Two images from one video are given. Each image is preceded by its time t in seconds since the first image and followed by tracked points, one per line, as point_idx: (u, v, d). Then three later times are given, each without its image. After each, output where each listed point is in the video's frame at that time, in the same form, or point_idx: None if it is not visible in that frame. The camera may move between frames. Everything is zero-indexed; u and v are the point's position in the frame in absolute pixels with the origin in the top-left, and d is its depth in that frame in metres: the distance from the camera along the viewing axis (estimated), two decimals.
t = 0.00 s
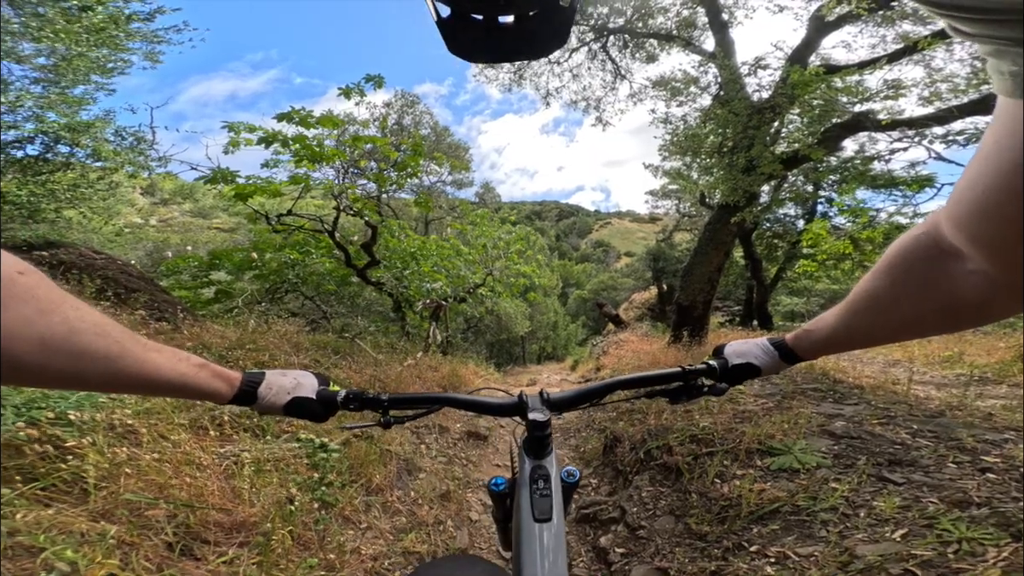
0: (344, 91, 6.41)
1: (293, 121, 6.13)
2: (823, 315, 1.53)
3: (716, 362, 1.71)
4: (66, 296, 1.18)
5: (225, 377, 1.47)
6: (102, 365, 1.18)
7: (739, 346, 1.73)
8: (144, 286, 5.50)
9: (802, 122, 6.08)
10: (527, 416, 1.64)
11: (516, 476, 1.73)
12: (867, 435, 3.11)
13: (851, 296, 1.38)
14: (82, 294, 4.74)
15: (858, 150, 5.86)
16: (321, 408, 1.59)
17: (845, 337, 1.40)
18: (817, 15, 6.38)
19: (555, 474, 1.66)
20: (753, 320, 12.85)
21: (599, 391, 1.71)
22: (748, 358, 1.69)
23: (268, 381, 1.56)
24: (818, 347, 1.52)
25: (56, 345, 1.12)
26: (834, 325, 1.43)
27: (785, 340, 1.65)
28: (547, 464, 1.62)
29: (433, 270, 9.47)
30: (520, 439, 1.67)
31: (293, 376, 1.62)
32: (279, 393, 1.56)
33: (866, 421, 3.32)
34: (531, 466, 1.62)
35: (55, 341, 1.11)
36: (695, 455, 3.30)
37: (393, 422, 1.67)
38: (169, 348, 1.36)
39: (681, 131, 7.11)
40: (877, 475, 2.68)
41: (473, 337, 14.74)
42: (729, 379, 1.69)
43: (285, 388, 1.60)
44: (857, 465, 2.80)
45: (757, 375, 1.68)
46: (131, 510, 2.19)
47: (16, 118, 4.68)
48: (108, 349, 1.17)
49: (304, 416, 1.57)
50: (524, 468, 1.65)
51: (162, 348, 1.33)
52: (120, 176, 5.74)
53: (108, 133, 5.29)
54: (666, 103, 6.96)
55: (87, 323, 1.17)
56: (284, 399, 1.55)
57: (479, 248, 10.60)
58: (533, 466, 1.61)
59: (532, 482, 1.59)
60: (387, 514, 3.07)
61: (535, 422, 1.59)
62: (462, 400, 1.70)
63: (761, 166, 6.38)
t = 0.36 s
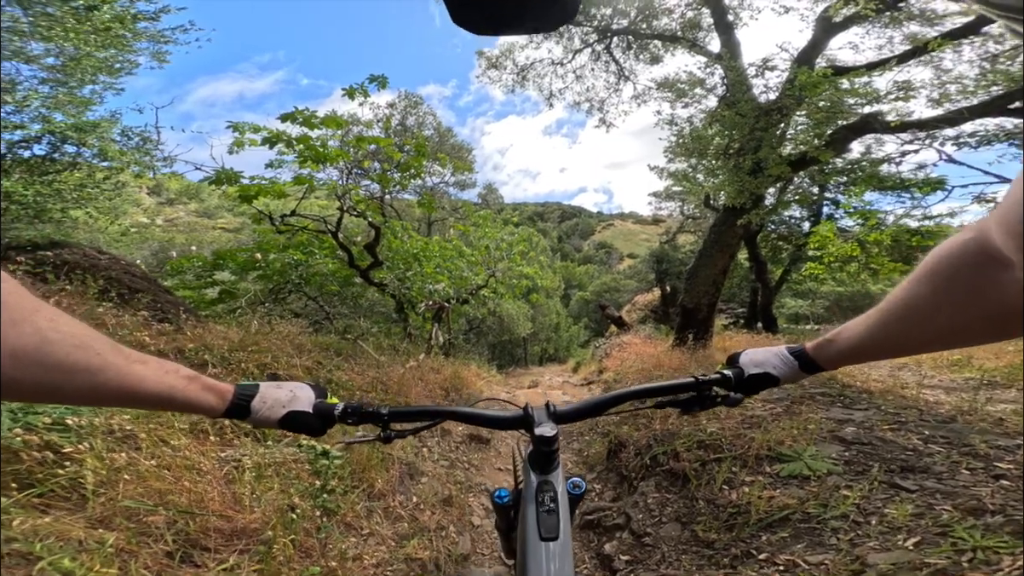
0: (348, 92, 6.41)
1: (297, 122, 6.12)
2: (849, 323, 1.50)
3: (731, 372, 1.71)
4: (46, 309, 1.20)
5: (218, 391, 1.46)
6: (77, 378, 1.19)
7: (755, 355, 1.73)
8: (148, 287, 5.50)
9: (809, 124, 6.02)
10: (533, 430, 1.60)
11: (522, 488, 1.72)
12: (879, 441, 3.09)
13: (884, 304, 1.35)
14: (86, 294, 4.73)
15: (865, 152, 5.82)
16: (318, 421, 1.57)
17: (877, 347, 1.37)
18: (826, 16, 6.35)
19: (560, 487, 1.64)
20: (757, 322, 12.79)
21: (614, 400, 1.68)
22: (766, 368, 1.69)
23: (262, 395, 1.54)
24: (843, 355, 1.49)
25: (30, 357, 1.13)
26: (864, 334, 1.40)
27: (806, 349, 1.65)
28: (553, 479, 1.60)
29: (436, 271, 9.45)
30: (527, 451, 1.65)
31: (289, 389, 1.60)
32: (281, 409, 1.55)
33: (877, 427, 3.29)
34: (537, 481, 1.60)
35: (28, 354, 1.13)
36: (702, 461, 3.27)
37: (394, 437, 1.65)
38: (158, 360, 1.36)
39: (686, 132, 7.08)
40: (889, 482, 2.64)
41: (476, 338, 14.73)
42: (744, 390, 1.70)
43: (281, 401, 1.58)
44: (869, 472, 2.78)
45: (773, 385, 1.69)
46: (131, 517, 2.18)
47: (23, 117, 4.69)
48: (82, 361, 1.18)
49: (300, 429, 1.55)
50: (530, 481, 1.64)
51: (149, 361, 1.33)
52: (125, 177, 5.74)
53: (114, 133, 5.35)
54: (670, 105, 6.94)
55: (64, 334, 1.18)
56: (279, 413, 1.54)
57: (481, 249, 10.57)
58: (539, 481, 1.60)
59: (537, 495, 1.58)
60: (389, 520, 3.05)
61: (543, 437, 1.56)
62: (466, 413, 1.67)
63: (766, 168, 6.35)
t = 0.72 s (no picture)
0: (350, 94, 6.40)
1: (298, 122, 6.11)
2: (862, 329, 1.46)
3: (736, 380, 1.72)
4: (29, 316, 1.15)
5: (209, 397, 1.44)
6: (62, 387, 1.13)
7: (761, 361, 1.73)
8: (149, 288, 5.49)
9: (810, 125, 5.91)
10: (533, 439, 1.58)
11: (522, 495, 1.71)
12: (882, 445, 3.06)
13: (898, 310, 1.32)
14: (86, 295, 4.72)
15: (867, 153, 5.80)
16: (312, 428, 1.57)
17: (888, 353, 1.33)
18: (827, 17, 6.34)
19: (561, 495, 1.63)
20: (759, 324, 12.76)
21: (618, 406, 1.67)
22: (772, 375, 1.68)
23: (256, 401, 1.52)
24: (852, 362, 1.46)
25: (13, 364, 1.08)
26: (876, 340, 1.36)
27: (812, 355, 1.63)
28: (553, 488, 1.58)
29: (437, 273, 9.43)
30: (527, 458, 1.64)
31: (284, 395, 1.59)
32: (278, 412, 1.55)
33: (881, 430, 3.26)
34: (537, 489, 1.58)
35: (14, 361, 1.08)
36: (704, 465, 3.25)
37: (391, 444, 1.63)
38: (148, 367, 1.33)
39: (687, 133, 7.06)
40: (893, 486, 2.62)
41: (476, 340, 14.71)
42: (749, 397, 1.71)
43: (275, 407, 1.57)
44: (873, 477, 2.75)
45: (779, 392, 1.68)
46: (126, 521, 2.17)
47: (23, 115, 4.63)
48: (70, 368, 1.13)
49: (293, 436, 1.55)
50: (529, 490, 1.63)
51: (139, 368, 1.30)
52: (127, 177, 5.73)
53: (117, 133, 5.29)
54: (671, 106, 6.92)
55: (48, 342, 1.13)
56: (273, 419, 1.53)
57: (482, 251, 10.55)
58: (539, 490, 1.57)
59: (535, 505, 1.56)
60: (388, 524, 3.03)
61: (544, 447, 1.53)
62: (465, 421, 1.65)
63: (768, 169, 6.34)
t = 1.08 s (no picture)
0: (352, 95, 6.42)
1: (300, 122, 6.12)
2: (855, 326, 1.47)
3: (729, 377, 1.72)
4: (35, 309, 1.15)
5: (208, 393, 1.44)
6: (67, 380, 1.14)
7: (755, 358, 1.73)
8: (150, 287, 5.50)
9: (811, 127, 5.98)
10: (529, 436, 1.59)
11: (517, 492, 1.71)
12: (880, 446, 3.05)
13: (891, 308, 1.32)
14: (87, 294, 4.72)
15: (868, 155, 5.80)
16: (310, 424, 1.56)
17: (880, 351, 1.34)
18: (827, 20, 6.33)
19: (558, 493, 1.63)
20: (759, 326, 12.76)
21: (612, 404, 1.68)
22: (764, 373, 1.68)
23: (254, 396, 1.51)
24: (845, 359, 1.46)
25: (19, 357, 1.08)
26: (868, 337, 1.37)
27: (805, 353, 1.63)
28: (549, 485, 1.59)
29: (437, 273, 9.45)
30: (523, 455, 1.64)
31: (282, 391, 1.58)
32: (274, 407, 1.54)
33: (879, 431, 3.26)
34: (533, 486, 1.59)
35: (20, 354, 1.08)
36: (702, 466, 3.25)
37: (388, 440, 1.64)
38: (150, 363, 1.34)
39: (688, 135, 7.06)
40: (890, 487, 2.62)
41: (476, 341, 14.70)
42: (742, 395, 1.71)
43: (273, 403, 1.56)
44: (871, 478, 2.74)
45: (772, 390, 1.68)
46: (123, 518, 2.17)
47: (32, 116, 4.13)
48: (74, 363, 1.14)
49: (291, 432, 1.54)
50: (525, 486, 1.62)
51: (141, 363, 1.31)
52: (130, 176, 5.74)
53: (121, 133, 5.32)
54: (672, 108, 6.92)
55: (55, 337, 1.13)
56: (271, 415, 1.52)
57: (482, 251, 10.56)
58: (535, 487, 1.58)
59: (530, 503, 1.57)
60: (386, 523, 3.03)
61: (539, 443, 1.55)
62: (462, 417, 1.66)
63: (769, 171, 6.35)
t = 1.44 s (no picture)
0: (356, 94, 6.43)
1: (304, 122, 6.13)
2: (853, 330, 1.46)
3: (729, 380, 1.72)
4: (42, 301, 1.14)
5: (212, 386, 1.44)
6: (75, 373, 1.14)
7: (754, 360, 1.73)
8: (151, 284, 5.51)
9: (815, 130, 5.99)
10: (528, 434, 1.60)
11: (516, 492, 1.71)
12: (876, 450, 3.05)
13: (890, 311, 1.32)
14: (90, 290, 4.74)
15: (871, 159, 5.79)
16: (311, 419, 1.58)
17: (877, 355, 1.33)
18: (834, 23, 6.29)
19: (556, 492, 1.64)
20: (759, 329, 12.74)
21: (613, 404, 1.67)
22: (764, 376, 1.68)
23: (257, 390, 1.53)
24: (843, 363, 1.46)
25: (30, 351, 1.08)
26: (866, 341, 1.36)
27: (804, 356, 1.63)
28: (547, 483, 1.60)
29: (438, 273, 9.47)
30: (522, 455, 1.64)
31: (285, 385, 1.59)
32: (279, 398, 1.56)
33: (875, 435, 3.26)
34: (531, 484, 1.60)
35: (31, 348, 1.08)
36: (698, 468, 3.25)
37: (387, 436, 1.65)
38: (155, 356, 1.33)
39: (690, 138, 7.05)
40: (884, 491, 2.62)
41: (476, 341, 14.69)
42: (741, 397, 1.71)
43: (276, 397, 1.57)
44: (865, 482, 2.74)
45: (771, 393, 1.69)
46: (116, 512, 2.17)
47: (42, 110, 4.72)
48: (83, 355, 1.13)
49: (293, 426, 1.56)
50: (524, 485, 1.63)
51: (146, 356, 1.30)
52: (135, 173, 5.75)
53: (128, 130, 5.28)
54: (675, 111, 6.92)
55: (64, 330, 1.13)
56: (274, 409, 1.54)
57: (483, 252, 10.57)
58: (533, 485, 1.59)
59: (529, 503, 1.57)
60: (381, 521, 3.03)
61: (537, 441, 1.55)
62: (461, 414, 1.66)
63: (772, 174, 6.35)
